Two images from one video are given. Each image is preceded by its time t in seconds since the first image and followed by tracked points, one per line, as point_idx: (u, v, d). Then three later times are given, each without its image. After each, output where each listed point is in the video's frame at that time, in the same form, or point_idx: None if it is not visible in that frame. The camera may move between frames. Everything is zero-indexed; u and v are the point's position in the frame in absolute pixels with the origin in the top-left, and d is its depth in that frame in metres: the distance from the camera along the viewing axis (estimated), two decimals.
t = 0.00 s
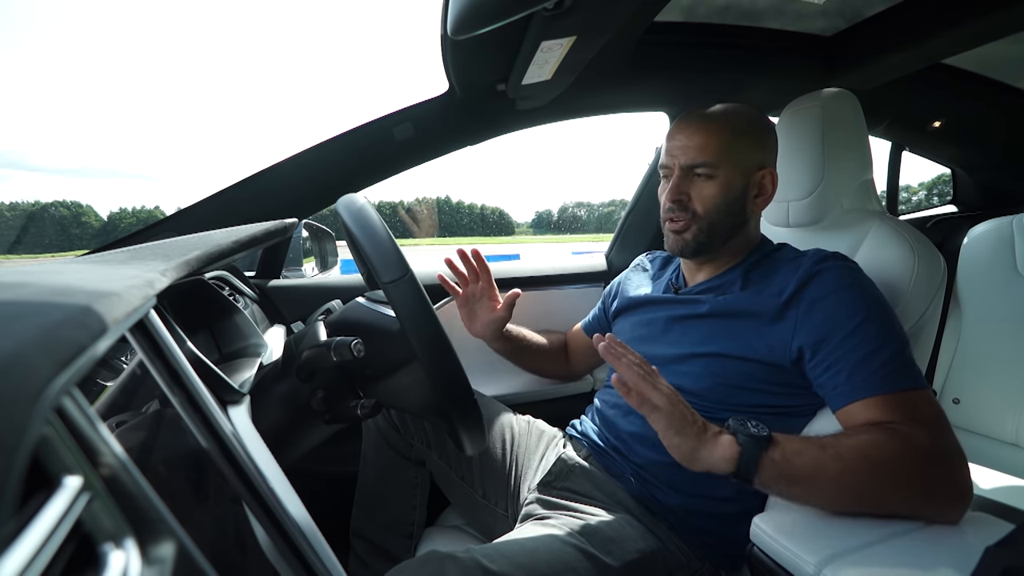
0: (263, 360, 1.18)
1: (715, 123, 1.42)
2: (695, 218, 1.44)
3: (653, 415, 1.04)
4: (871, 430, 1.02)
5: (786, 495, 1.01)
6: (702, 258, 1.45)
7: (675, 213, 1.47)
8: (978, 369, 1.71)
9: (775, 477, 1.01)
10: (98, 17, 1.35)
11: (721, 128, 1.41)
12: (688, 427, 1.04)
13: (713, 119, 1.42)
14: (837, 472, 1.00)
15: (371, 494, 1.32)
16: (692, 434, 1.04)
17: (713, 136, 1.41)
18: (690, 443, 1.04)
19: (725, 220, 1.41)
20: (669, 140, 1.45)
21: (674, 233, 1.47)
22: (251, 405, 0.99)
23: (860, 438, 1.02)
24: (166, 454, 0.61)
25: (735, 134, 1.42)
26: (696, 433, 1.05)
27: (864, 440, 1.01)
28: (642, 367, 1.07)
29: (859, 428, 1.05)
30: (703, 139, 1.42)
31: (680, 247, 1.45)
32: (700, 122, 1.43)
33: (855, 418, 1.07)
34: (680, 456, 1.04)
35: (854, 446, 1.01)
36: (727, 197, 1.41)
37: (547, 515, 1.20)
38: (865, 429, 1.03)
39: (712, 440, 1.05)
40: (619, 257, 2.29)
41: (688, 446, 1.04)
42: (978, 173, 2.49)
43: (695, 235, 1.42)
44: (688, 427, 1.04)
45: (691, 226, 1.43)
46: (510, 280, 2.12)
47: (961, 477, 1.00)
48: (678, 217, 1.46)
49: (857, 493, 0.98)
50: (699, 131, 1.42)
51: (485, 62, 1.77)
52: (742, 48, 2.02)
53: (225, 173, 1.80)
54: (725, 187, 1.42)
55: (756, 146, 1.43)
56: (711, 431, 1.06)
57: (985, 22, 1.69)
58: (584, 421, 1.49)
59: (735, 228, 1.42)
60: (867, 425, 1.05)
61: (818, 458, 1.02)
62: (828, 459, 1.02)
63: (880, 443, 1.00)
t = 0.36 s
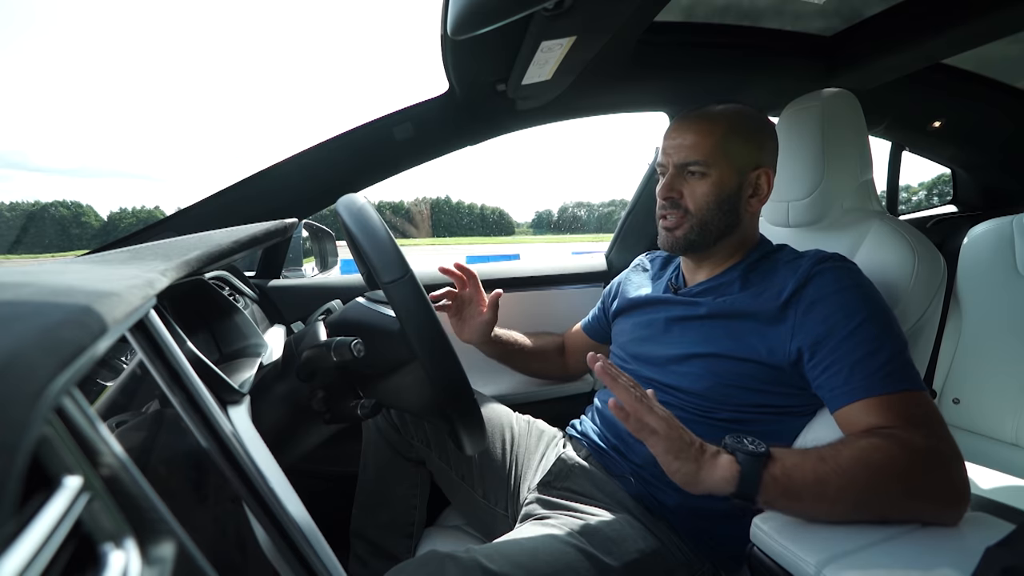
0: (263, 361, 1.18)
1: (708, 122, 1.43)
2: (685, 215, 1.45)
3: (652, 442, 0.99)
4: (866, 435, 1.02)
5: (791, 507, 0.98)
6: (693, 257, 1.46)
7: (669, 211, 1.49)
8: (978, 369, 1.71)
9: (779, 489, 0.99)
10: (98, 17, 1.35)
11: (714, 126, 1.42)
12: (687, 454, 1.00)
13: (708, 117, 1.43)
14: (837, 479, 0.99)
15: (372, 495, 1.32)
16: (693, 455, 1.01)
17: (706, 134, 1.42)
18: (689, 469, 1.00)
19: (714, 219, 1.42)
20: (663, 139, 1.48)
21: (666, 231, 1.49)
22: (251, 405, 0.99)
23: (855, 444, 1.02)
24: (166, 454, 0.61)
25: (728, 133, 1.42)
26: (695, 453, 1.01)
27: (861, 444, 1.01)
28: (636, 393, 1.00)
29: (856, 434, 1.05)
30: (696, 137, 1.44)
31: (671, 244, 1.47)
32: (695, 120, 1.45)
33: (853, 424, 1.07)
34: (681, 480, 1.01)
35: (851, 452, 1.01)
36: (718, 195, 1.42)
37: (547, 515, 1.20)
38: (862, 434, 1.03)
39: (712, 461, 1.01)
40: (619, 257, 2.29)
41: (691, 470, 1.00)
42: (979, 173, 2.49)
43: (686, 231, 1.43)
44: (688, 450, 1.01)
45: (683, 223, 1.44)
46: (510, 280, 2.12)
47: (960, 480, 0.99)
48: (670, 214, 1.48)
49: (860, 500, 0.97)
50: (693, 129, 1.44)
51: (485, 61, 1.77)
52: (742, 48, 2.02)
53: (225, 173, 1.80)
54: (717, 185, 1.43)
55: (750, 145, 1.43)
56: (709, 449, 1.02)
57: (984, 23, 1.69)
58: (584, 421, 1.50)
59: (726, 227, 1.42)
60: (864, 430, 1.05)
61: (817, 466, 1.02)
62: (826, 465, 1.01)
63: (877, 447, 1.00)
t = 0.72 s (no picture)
0: (263, 361, 1.18)
1: (692, 129, 1.40)
2: (677, 227, 1.43)
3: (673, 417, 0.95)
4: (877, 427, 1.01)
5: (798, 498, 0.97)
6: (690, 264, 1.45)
7: (660, 223, 1.46)
8: (978, 369, 1.71)
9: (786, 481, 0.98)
10: (98, 17, 1.35)
11: (699, 133, 1.39)
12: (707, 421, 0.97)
13: (690, 123, 1.40)
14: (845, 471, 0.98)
15: (371, 495, 1.31)
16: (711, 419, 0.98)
17: (692, 143, 1.39)
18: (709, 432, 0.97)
19: (707, 229, 1.40)
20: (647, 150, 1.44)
21: (660, 241, 1.47)
22: (252, 405, 0.99)
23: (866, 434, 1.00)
24: (166, 454, 0.61)
25: (712, 139, 1.39)
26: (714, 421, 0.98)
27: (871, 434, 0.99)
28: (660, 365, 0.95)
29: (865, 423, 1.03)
30: (680, 146, 1.41)
31: (667, 254, 1.46)
32: (677, 129, 1.42)
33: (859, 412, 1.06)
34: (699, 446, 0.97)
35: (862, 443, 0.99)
36: (709, 204, 1.39)
37: (547, 515, 1.20)
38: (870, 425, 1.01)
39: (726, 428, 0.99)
40: (619, 258, 2.28)
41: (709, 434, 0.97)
42: (979, 174, 2.49)
43: (681, 243, 1.42)
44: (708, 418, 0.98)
45: (676, 235, 1.43)
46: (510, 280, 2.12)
47: (961, 480, 0.99)
48: (662, 224, 1.46)
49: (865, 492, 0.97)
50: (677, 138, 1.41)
51: (485, 61, 1.77)
52: (742, 48, 2.02)
53: (225, 173, 1.80)
54: (707, 194, 1.39)
55: (737, 149, 1.40)
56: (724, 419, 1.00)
57: (984, 23, 1.69)
58: (584, 421, 1.50)
59: (720, 234, 1.40)
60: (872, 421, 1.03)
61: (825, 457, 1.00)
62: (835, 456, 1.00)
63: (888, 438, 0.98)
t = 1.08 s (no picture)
0: (263, 361, 1.18)
1: (675, 146, 1.39)
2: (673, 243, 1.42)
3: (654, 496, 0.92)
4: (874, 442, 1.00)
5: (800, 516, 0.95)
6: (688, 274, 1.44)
7: (655, 242, 1.45)
8: (978, 369, 1.71)
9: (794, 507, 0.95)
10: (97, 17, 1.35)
11: (682, 147, 1.38)
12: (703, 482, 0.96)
13: (672, 138, 1.39)
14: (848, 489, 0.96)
15: (372, 494, 1.32)
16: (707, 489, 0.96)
17: (677, 160, 1.38)
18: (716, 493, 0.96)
19: (704, 241, 1.39)
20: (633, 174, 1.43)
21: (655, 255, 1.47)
22: (252, 405, 0.99)
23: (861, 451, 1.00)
24: (166, 454, 0.60)
25: (695, 151, 1.38)
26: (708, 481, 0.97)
27: (866, 451, 0.99)
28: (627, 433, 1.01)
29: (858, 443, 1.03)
30: (664, 161, 1.40)
31: (663, 268, 1.46)
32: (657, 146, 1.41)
33: (856, 431, 1.05)
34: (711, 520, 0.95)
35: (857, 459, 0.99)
36: (702, 217, 1.39)
37: (547, 515, 1.20)
38: (867, 441, 1.01)
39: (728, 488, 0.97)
40: (619, 257, 2.28)
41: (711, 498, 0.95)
42: (979, 174, 2.49)
43: (679, 258, 1.41)
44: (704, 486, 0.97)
45: (673, 252, 1.42)
46: (510, 280, 2.12)
47: (959, 480, 1.00)
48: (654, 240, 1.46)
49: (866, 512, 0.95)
50: (659, 153, 1.40)
51: (485, 61, 1.77)
52: (742, 48, 2.02)
53: (225, 173, 1.80)
54: (699, 208, 1.39)
55: (723, 161, 1.39)
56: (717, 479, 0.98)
57: (984, 23, 1.69)
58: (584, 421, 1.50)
59: (714, 242, 1.39)
60: (869, 436, 1.03)
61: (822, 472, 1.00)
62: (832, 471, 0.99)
63: (884, 454, 0.98)
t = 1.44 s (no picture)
0: (263, 361, 1.18)
1: (696, 127, 1.40)
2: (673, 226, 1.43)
3: (640, 554, 0.76)
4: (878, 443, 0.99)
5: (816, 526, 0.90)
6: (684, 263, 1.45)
7: (656, 221, 1.46)
8: (978, 369, 1.71)
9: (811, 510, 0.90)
10: (98, 17, 1.35)
11: (702, 132, 1.39)
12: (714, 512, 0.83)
13: (694, 122, 1.40)
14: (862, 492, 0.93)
15: (372, 494, 1.32)
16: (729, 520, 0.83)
17: (696, 142, 1.39)
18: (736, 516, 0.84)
19: (704, 229, 1.40)
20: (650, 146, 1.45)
21: (655, 239, 1.47)
22: (251, 405, 0.99)
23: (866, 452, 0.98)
24: (166, 454, 0.60)
25: (714, 139, 1.39)
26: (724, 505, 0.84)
27: (872, 452, 0.98)
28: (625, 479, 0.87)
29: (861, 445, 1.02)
30: (682, 143, 1.41)
31: (661, 253, 1.46)
32: (677, 128, 1.42)
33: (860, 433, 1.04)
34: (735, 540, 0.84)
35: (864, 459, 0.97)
36: (707, 204, 1.39)
37: (547, 515, 1.20)
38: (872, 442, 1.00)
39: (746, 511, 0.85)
40: (619, 258, 2.28)
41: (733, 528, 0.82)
42: (979, 174, 2.49)
43: (677, 242, 1.42)
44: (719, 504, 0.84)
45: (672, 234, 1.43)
46: (509, 280, 2.12)
47: (961, 479, 1.00)
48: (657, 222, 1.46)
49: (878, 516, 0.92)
50: (679, 135, 1.41)
51: (485, 60, 1.77)
52: (742, 48, 2.02)
53: (225, 173, 1.80)
54: (706, 194, 1.40)
55: (739, 151, 1.40)
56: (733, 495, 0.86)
57: (983, 23, 1.69)
58: (584, 421, 1.50)
59: (716, 235, 1.40)
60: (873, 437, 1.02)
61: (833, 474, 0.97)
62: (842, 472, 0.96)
63: (889, 453, 0.97)
